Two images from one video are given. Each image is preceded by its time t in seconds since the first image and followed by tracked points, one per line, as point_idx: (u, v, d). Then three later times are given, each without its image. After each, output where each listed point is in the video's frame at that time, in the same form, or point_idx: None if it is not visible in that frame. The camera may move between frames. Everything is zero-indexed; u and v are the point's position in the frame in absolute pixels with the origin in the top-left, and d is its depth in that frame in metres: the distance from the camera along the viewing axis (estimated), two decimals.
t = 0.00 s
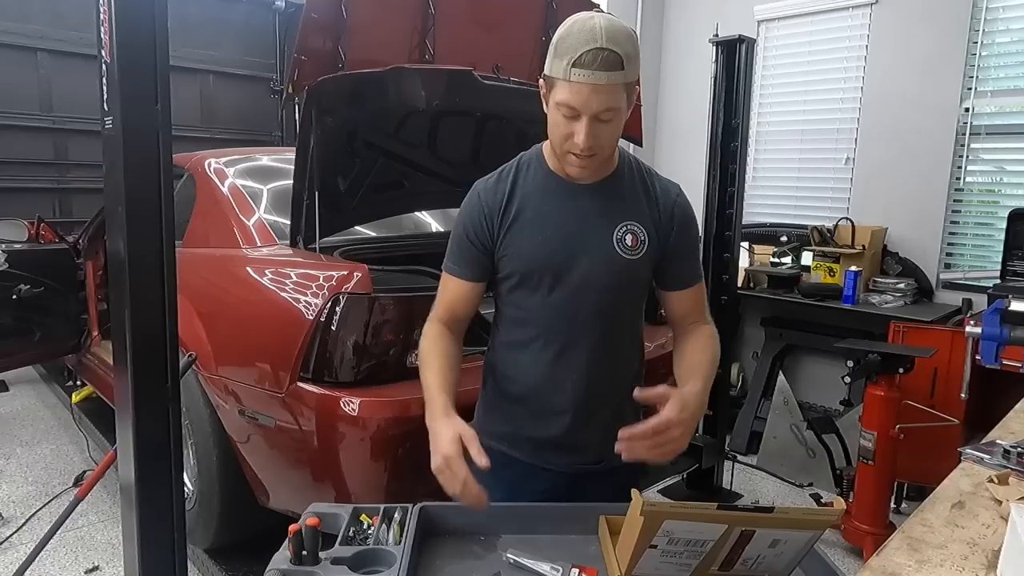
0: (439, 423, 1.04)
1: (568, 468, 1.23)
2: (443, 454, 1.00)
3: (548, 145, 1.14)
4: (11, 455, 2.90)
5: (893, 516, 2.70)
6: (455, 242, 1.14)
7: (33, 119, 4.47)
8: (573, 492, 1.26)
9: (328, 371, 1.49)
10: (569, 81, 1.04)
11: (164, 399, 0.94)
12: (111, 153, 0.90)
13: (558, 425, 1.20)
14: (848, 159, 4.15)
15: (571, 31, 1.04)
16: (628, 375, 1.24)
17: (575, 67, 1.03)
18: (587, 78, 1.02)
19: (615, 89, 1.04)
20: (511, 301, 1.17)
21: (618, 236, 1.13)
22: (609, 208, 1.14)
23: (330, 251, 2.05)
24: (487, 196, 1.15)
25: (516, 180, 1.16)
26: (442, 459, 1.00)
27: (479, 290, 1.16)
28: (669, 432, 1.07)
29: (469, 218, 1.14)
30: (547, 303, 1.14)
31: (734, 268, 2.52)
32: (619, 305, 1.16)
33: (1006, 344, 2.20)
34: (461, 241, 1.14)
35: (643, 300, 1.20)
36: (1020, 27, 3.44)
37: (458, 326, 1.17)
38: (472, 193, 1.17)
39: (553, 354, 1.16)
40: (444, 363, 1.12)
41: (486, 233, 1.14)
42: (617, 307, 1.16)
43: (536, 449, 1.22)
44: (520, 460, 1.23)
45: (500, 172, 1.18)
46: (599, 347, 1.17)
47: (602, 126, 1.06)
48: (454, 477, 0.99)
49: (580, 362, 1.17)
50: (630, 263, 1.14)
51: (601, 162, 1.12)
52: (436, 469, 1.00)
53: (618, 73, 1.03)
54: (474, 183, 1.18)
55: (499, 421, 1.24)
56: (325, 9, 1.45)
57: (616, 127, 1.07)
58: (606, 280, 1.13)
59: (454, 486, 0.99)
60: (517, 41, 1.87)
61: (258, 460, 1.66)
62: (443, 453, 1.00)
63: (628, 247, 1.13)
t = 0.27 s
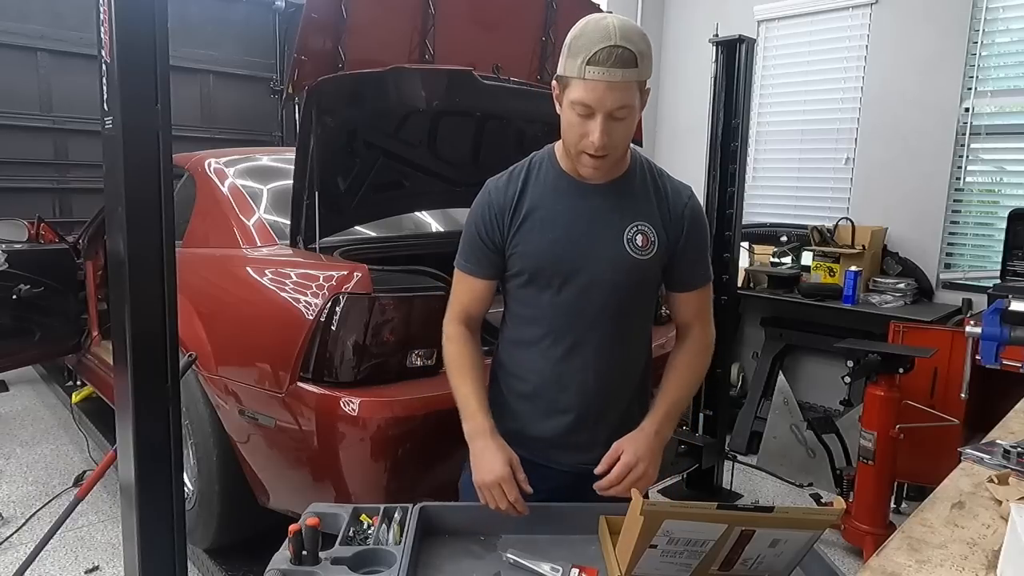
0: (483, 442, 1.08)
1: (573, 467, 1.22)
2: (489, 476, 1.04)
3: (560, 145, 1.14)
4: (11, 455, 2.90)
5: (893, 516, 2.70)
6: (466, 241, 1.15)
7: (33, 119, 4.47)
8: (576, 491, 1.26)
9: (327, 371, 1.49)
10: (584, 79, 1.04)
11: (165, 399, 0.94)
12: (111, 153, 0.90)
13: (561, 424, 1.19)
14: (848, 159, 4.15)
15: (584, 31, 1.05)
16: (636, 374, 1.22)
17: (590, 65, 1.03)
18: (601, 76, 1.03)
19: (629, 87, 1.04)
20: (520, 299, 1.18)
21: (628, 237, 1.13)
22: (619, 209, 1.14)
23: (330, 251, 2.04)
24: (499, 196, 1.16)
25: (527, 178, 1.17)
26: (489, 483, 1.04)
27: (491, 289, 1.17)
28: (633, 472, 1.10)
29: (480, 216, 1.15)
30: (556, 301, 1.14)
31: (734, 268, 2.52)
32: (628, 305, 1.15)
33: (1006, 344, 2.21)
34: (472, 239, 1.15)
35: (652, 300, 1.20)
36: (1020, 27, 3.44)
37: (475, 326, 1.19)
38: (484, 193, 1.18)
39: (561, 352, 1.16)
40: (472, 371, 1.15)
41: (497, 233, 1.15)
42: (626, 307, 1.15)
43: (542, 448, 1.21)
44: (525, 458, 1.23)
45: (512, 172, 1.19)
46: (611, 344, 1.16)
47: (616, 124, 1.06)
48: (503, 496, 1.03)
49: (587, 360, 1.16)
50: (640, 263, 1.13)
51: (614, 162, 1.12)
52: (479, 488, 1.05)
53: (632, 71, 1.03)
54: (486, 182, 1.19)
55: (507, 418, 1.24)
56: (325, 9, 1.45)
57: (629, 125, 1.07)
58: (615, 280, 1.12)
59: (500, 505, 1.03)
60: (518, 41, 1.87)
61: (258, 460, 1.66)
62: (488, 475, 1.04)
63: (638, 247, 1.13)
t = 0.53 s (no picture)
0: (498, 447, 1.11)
1: (580, 467, 1.21)
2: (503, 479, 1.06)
3: (572, 142, 1.14)
4: (11, 455, 2.90)
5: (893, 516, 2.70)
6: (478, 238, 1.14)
7: (33, 119, 4.47)
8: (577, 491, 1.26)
9: (327, 371, 1.49)
10: (597, 70, 1.05)
11: (165, 399, 0.94)
12: (111, 153, 0.90)
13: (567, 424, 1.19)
14: (848, 159, 4.16)
15: (601, 25, 1.06)
16: (641, 373, 1.23)
17: (604, 58, 1.04)
18: (615, 68, 1.03)
19: (642, 81, 1.04)
20: (529, 298, 1.17)
21: (640, 238, 1.13)
22: (631, 209, 1.14)
23: (330, 251, 2.04)
24: (511, 194, 1.15)
25: (540, 177, 1.16)
26: (502, 486, 1.06)
27: (501, 288, 1.18)
28: (642, 466, 1.16)
29: (492, 214, 1.15)
30: (566, 300, 1.14)
31: (734, 268, 2.52)
32: (638, 304, 1.15)
33: (1006, 344, 2.21)
34: (482, 237, 1.15)
35: (661, 300, 1.20)
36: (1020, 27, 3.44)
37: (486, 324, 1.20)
38: (496, 191, 1.17)
39: (570, 351, 1.16)
40: (486, 371, 1.18)
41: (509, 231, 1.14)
42: (636, 307, 1.15)
43: (550, 447, 1.20)
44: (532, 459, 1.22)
45: (524, 170, 1.18)
46: (620, 343, 1.17)
47: (627, 119, 1.06)
48: (514, 502, 1.04)
49: (595, 359, 1.16)
50: (652, 263, 1.13)
51: (624, 160, 1.11)
52: (488, 492, 1.06)
53: (646, 66, 1.04)
54: (497, 180, 1.19)
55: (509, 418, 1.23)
56: (325, 9, 1.45)
57: (641, 121, 1.07)
58: (626, 280, 1.12)
59: (508, 511, 1.04)
60: (518, 41, 1.87)
61: (258, 459, 1.66)
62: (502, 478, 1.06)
63: (650, 248, 1.13)
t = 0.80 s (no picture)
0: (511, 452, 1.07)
1: (591, 466, 1.21)
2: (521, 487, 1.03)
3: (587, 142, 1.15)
4: (11, 455, 2.90)
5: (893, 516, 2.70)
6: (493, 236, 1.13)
7: (33, 119, 4.47)
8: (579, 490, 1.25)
9: (327, 371, 1.49)
10: (613, 73, 1.05)
11: (165, 399, 0.94)
12: (111, 153, 0.90)
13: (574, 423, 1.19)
14: (848, 159, 4.16)
15: (617, 28, 1.06)
16: (655, 372, 1.24)
17: (620, 60, 1.04)
18: (631, 71, 1.03)
19: (657, 85, 1.05)
20: (541, 299, 1.17)
21: (654, 237, 1.14)
22: (644, 209, 1.15)
23: (330, 251, 2.04)
24: (525, 192, 1.15)
25: (554, 176, 1.16)
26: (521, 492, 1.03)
27: (516, 287, 1.16)
28: (739, 474, 1.13)
29: (506, 212, 1.14)
30: (580, 300, 1.14)
31: (734, 268, 2.52)
32: (650, 302, 1.16)
33: (1006, 344, 2.21)
34: (497, 236, 1.13)
35: (672, 300, 1.21)
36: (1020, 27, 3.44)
37: (500, 325, 1.17)
38: (510, 189, 1.16)
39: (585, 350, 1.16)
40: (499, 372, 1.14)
41: (523, 229, 1.13)
42: (648, 305, 1.16)
43: (561, 446, 1.21)
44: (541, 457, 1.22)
45: (537, 169, 1.18)
46: (633, 342, 1.18)
47: (642, 121, 1.06)
48: (536, 507, 1.03)
49: (607, 358, 1.16)
50: (665, 263, 1.15)
51: (638, 160, 1.12)
52: (509, 498, 1.04)
53: (661, 70, 1.04)
54: (511, 178, 1.18)
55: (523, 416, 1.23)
56: (325, 9, 1.46)
57: (656, 123, 1.07)
58: (640, 279, 1.14)
59: (530, 514, 1.03)
60: (518, 41, 1.87)
61: (258, 460, 1.66)
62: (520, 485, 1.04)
63: (663, 247, 1.15)
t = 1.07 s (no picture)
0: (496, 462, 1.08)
1: (602, 466, 1.19)
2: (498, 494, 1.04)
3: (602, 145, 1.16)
4: (11, 455, 2.90)
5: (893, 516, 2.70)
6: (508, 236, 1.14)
7: (33, 119, 4.47)
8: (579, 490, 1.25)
9: (327, 371, 1.49)
10: (628, 72, 1.07)
11: (164, 399, 0.94)
12: (111, 153, 0.90)
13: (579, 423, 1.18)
14: (848, 159, 4.16)
15: (634, 30, 1.09)
16: (670, 374, 1.24)
17: (635, 60, 1.07)
18: (645, 69, 1.05)
19: (671, 84, 1.06)
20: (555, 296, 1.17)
21: (667, 237, 1.14)
22: (658, 210, 1.15)
23: (330, 251, 2.04)
24: (540, 192, 1.15)
25: (569, 176, 1.17)
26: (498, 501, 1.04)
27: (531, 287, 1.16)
28: (729, 480, 1.17)
29: (521, 212, 1.15)
30: (591, 298, 1.14)
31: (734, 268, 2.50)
32: (664, 303, 1.16)
33: (1006, 345, 2.21)
34: (512, 235, 1.15)
35: (686, 301, 1.21)
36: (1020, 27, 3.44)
37: (513, 327, 1.18)
38: (525, 190, 1.17)
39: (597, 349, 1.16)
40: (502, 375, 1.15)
41: (537, 229, 1.14)
42: (661, 305, 1.16)
43: (570, 447, 1.20)
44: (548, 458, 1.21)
45: (553, 170, 1.18)
46: (646, 342, 1.17)
47: (656, 120, 1.07)
48: (509, 513, 1.03)
49: (617, 357, 1.16)
50: (678, 263, 1.15)
51: (652, 163, 1.12)
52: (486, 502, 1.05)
53: (675, 68, 1.06)
54: (526, 179, 1.19)
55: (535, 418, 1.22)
56: (325, 9, 1.46)
57: (669, 123, 1.08)
58: (652, 279, 1.13)
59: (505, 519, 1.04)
60: (518, 41, 1.87)
61: (259, 460, 1.66)
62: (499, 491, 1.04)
63: (676, 248, 1.15)
